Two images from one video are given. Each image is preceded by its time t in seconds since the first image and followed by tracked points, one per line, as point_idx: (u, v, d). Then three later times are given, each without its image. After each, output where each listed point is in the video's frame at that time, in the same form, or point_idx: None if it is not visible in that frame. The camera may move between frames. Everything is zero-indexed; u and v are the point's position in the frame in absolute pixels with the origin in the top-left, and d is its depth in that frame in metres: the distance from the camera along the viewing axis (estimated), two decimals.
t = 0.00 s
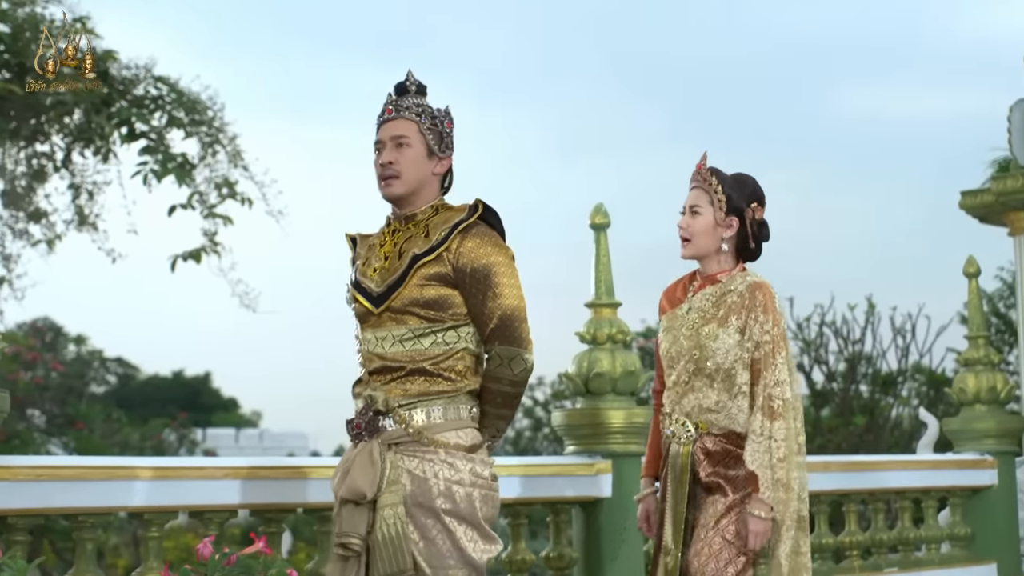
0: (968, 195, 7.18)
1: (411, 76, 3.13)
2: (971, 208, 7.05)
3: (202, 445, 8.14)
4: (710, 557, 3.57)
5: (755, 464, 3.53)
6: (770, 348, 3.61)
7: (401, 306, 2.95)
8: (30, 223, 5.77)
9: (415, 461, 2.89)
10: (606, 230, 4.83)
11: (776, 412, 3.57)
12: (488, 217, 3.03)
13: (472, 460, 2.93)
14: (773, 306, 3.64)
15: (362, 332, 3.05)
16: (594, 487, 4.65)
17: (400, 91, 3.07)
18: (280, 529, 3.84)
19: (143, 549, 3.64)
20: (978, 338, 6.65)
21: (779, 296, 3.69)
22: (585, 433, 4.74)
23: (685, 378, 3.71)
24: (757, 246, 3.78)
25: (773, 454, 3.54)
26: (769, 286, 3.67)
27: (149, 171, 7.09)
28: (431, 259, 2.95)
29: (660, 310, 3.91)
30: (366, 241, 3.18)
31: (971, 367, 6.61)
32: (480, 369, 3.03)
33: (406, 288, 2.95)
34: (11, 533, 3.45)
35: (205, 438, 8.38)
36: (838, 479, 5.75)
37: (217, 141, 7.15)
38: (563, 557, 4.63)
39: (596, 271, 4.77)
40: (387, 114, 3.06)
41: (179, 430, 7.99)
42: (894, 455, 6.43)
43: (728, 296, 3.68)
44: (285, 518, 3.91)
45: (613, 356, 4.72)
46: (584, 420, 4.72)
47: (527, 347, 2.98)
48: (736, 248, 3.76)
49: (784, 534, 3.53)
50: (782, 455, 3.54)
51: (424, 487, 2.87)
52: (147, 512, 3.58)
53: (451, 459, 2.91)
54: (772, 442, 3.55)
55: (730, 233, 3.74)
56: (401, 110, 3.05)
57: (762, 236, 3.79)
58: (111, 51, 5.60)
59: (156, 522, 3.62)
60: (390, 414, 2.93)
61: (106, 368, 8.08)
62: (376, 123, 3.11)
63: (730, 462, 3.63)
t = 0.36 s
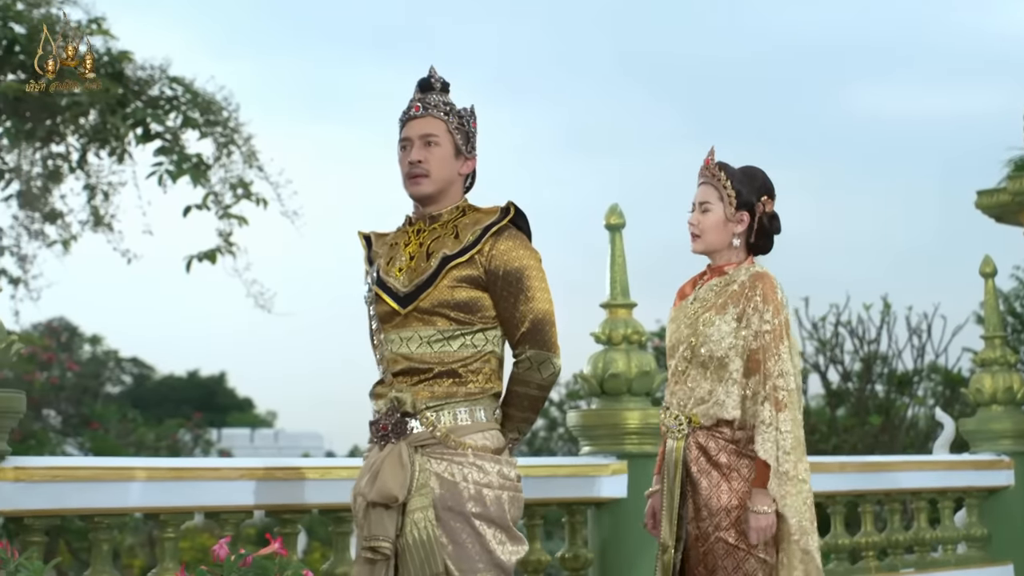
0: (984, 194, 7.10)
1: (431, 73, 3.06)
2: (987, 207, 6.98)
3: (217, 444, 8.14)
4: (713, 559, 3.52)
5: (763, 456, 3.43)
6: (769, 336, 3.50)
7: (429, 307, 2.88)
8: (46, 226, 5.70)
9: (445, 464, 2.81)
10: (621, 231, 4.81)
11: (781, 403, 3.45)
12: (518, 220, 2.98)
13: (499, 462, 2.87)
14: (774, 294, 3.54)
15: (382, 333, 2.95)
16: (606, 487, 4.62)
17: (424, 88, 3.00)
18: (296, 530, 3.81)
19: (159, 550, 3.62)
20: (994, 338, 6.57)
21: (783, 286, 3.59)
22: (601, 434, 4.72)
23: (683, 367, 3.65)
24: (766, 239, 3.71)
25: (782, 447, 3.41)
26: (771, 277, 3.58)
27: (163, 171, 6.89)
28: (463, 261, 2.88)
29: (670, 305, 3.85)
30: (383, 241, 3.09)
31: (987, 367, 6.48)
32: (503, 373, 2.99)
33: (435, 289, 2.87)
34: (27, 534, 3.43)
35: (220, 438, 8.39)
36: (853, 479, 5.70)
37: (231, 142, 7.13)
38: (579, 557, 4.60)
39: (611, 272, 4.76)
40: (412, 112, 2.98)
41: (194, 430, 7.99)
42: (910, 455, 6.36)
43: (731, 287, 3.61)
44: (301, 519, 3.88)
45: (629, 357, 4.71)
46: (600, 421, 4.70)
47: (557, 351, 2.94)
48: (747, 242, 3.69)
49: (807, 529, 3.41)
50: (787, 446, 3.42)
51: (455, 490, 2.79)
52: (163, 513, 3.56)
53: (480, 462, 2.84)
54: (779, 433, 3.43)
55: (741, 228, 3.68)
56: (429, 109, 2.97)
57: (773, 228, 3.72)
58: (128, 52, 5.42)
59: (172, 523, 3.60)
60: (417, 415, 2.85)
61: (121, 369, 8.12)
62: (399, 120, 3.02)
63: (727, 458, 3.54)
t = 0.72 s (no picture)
0: (990, 195, 7.08)
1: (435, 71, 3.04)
2: (993, 208, 6.96)
3: (223, 445, 8.14)
4: (725, 562, 3.54)
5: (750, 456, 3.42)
6: (768, 338, 3.51)
7: (438, 312, 2.87)
8: (52, 227, 5.69)
9: (453, 467, 2.81)
10: (627, 232, 4.81)
11: (774, 405, 3.45)
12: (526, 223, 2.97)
13: (507, 465, 2.87)
14: (773, 295, 3.53)
15: (392, 337, 2.95)
16: (613, 489, 4.62)
17: (428, 86, 2.98)
18: (303, 532, 3.80)
19: (165, 551, 3.62)
20: (1000, 339, 6.55)
21: (782, 287, 3.58)
22: (608, 435, 4.71)
23: (684, 371, 3.62)
24: (763, 241, 3.68)
25: (771, 448, 3.42)
26: (770, 277, 3.57)
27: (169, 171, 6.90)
28: (472, 265, 2.88)
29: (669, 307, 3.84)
30: (391, 243, 3.08)
31: (994, 369, 6.46)
32: (512, 375, 2.99)
33: (444, 293, 2.87)
34: (33, 535, 3.43)
35: (226, 439, 8.40)
36: (860, 481, 5.69)
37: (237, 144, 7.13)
38: (585, 559, 4.61)
39: (617, 273, 4.75)
40: (417, 112, 2.96)
41: (200, 431, 7.99)
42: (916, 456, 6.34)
43: (729, 289, 3.60)
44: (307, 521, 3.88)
45: (634, 359, 4.70)
46: (606, 422, 4.70)
47: (566, 355, 2.95)
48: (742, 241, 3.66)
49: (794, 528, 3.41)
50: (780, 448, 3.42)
51: (463, 493, 2.79)
52: (169, 515, 3.56)
53: (488, 465, 2.84)
54: (768, 434, 3.43)
55: (737, 228, 3.64)
56: (434, 109, 2.95)
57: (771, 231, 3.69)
58: (133, 53, 5.43)
59: (178, 524, 3.60)
60: (425, 418, 2.85)
61: (127, 370, 8.13)
62: (404, 120, 3.01)
63: (731, 461, 3.52)
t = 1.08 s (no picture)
0: (994, 195, 7.06)
1: (432, 66, 3.02)
2: (996, 207, 6.94)
3: (227, 445, 8.14)
4: (721, 562, 3.50)
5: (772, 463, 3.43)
6: (777, 342, 3.51)
7: (437, 316, 2.87)
8: (55, 228, 5.68)
9: (453, 469, 2.80)
10: (630, 232, 4.81)
11: (788, 410, 3.48)
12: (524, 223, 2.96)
13: (509, 466, 2.86)
14: (780, 299, 3.54)
15: (395, 340, 2.95)
16: (617, 489, 4.61)
17: (426, 84, 2.98)
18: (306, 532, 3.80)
19: (168, 551, 3.62)
20: (1004, 339, 6.53)
21: (786, 289, 3.58)
22: (611, 435, 4.70)
23: (687, 373, 3.61)
24: (760, 236, 3.67)
25: (785, 455, 3.46)
26: (774, 279, 3.57)
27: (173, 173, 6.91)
28: (469, 268, 2.87)
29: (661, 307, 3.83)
30: (396, 245, 3.08)
31: (998, 369, 6.44)
32: (515, 377, 2.98)
33: (443, 297, 2.87)
34: (37, 535, 3.42)
35: (229, 439, 8.40)
36: (863, 481, 5.68)
37: (241, 143, 7.13)
38: (588, 560, 4.61)
39: (621, 273, 4.75)
40: (413, 112, 2.95)
41: (204, 430, 7.99)
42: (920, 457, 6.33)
43: (732, 292, 3.59)
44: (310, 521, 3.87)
45: (638, 358, 4.69)
46: (610, 423, 4.69)
47: (566, 356, 2.94)
48: (738, 239, 3.65)
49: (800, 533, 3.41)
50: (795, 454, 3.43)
51: (463, 496, 2.79)
52: (173, 515, 3.55)
53: (489, 466, 2.83)
54: (782, 441, 3.47)
55: (734, 227, 3.63)
56: (431, 108, 2.94)
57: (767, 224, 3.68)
58: (136, 53, 5.42)
59: (182, 524, 3.60)
60: (426, 420, 2.84)
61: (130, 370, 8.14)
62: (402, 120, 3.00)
63: (734, 461, 3.52)
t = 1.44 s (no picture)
0: (996, 195, 7.06)
1: (443, 61, 3.02)
2: (999, 208, 6.93)
3: (228, 446, 8.14)
4: (720, 562, 3.50)
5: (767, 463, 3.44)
6: (770, 343, 3.51)
7: (443, 316, 2.87)
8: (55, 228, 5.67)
9: (460, 469, 2.81)
10: (632, 232, 4.81)
11: (780, 411, 3.48)
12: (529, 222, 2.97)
13: (514, 466, 2.87)
14: (772, 299, 3.53)
15: (399, 341, 2.95)
16: (619, 489, 4.60)
17: (435, 82, 2.98)
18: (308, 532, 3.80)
19: (171, 551, 3.62)
20: (1007, 340, 6.53)
21: (778, 289, 3.58)
22: (613, 435, 4.70)
23: (683, 375, 3.61)
24: (753, 237, 3.67)
25: (778, 456, 3.45)
26: (766, 280, 3.56)
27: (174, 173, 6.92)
28: (475, 269, 2.87)
29: (654, 308, 3.82)
30: (396, 245, 3.08)
31: (1000, 369, 6.44)
32: (519, 376, 2.99)
33: (449, 298, 2.87)
34: (39, 536, 3.42)
35: (231, 439, 8.40)
36: (865, 481, 5.67)
37: (243, 144, 7.13)
38: (591, 560, 4.59)
39: (623, 273, 4.75)
40: (421, 111, 2.95)
41: (206, 431, 7.99)
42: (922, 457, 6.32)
43: (724, 294, 3.58)
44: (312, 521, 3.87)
45: (640, 359, 4.69)
46: (612, 423, 4.69)
47: (571, 355, 2.94)
48: (731, 239, 3.65)
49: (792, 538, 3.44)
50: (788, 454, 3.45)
51: (471, 496, 2.79)
52: (176, 515, 3.55)
53: (495, 466, 2.84)
54: (775, 443, 3.46)
55: (725, 227, 3.63)
56: (439, 108, 2.94)
57: (758, 228, 3.67)
58: (138, 53, 5.42)
59: (184, 524, 3.60)
60: (431, 420, 2.84)
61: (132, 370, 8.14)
62: (407, 118, 3.00)
63: (731, 462, 3.53)
